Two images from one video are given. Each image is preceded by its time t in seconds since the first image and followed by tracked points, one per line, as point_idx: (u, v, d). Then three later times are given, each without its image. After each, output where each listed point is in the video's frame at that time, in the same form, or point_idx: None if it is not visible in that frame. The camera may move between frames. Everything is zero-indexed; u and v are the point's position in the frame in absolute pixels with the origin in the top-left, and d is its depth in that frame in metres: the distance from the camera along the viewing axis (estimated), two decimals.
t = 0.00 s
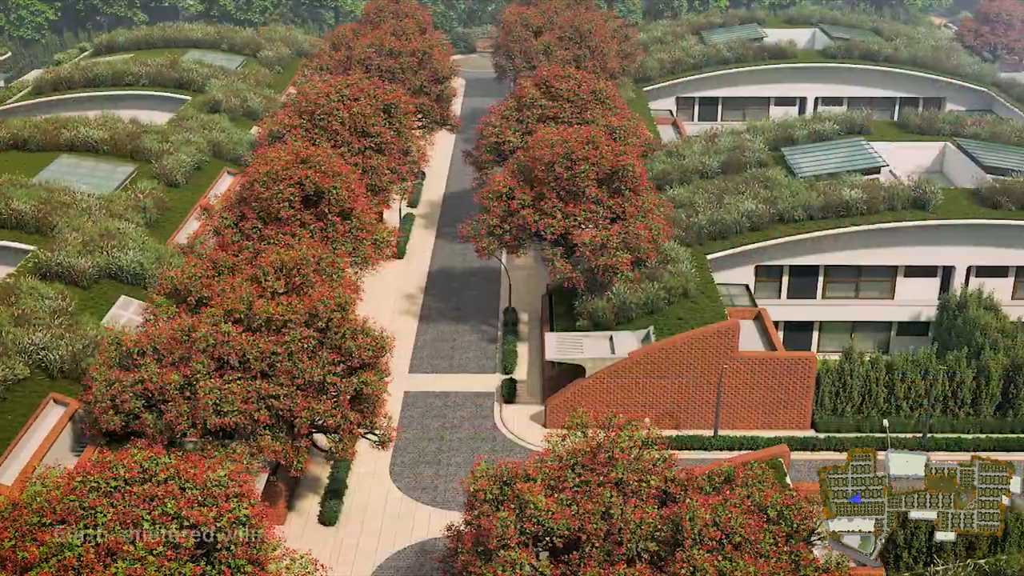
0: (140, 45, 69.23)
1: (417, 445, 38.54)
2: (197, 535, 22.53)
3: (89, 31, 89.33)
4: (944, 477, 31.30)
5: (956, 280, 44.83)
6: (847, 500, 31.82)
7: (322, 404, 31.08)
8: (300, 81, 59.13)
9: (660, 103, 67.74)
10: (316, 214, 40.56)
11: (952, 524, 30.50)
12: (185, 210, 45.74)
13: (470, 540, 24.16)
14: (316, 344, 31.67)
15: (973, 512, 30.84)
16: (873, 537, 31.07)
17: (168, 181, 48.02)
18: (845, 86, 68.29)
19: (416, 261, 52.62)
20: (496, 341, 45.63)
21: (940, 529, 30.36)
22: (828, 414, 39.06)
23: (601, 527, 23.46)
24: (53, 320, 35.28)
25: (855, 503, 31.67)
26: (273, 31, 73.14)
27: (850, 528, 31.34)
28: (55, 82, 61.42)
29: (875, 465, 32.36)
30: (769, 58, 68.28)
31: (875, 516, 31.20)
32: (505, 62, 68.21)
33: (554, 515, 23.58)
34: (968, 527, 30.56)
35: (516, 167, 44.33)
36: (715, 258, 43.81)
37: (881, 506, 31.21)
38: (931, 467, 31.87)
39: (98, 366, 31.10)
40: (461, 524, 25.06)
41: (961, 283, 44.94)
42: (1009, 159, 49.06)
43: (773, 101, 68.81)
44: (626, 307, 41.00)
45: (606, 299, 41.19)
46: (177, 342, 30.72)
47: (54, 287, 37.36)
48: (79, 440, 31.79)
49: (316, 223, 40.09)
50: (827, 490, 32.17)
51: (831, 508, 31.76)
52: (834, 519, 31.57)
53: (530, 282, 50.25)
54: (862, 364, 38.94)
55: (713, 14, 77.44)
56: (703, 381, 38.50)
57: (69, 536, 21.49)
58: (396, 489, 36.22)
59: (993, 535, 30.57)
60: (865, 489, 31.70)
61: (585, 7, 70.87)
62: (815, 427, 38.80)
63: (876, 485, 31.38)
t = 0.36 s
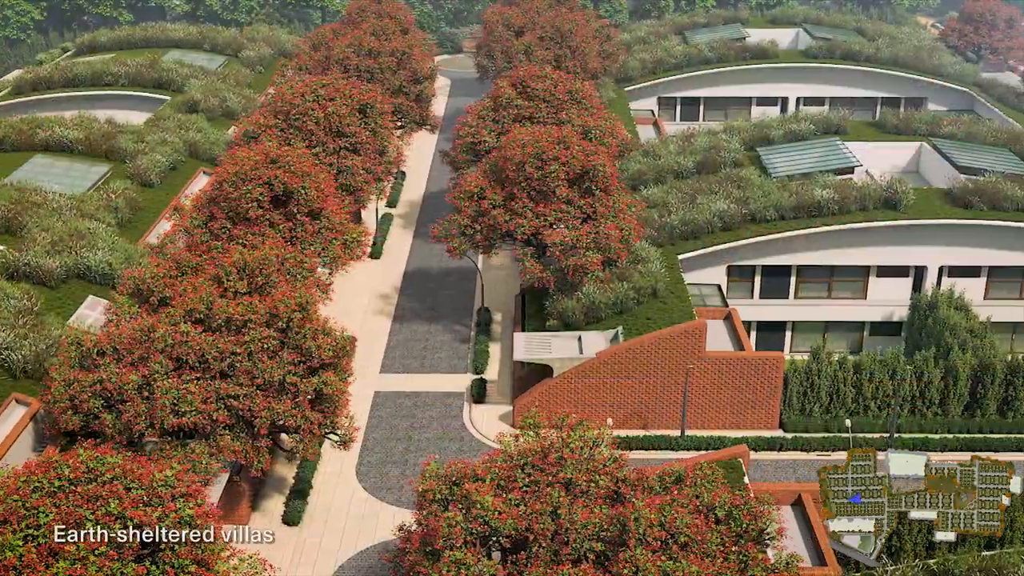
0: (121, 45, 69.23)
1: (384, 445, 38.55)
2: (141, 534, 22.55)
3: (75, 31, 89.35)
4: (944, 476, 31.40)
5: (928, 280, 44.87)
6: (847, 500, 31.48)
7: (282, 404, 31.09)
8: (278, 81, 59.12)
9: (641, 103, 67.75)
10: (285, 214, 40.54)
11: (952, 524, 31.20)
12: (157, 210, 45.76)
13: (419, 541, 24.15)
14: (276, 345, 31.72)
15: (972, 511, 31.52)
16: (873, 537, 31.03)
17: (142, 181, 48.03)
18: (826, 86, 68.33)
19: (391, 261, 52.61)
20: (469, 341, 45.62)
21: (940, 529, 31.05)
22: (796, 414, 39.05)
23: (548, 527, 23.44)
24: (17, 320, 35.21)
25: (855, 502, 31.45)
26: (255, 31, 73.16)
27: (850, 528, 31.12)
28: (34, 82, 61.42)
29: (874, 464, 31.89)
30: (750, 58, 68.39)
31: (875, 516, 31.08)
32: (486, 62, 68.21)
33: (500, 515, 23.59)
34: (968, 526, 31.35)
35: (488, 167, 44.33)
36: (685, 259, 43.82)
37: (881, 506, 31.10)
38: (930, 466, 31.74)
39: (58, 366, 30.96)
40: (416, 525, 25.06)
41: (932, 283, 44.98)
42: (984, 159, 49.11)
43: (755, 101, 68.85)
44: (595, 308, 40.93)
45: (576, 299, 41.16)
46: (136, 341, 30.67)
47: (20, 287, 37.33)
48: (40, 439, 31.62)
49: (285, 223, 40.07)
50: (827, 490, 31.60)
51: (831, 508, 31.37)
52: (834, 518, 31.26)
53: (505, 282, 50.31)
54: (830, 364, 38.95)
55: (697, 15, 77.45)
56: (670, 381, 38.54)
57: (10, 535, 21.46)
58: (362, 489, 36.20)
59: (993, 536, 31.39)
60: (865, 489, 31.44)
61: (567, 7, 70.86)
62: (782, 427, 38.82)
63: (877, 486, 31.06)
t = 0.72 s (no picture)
0: (103, 45, 69.24)
1: (352, 445, 38.56)
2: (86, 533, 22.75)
3: (61, 31, 89.41)
4: (944, 477, 32.50)
5: (900, 280, 44.90)
6: (847, 500, 32.31)
7: (240, 404, 31.12)
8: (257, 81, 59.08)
9: (623, 103, 67.76)
10: (254, 215, 40.56)
11: (952, 524, 31.89)
12: (130, 210, 45.77)
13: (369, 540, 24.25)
14: (236, 345, 31.74)
15: (973, 512, 32.10)
16: (873, 537, 31.56)
17: (116, 181, 48.04)
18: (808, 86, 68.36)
19: (368, 262, 52.61)
20: (441, 341, 45.63)
21: (940, 529, 31.79)
22: (763, 414, 39.06)
23: (495, 527, 23.46)
24: None
25: (855, 503, 32.20)
26: (238, 31, 73.19)
27: (850, 528, 31.62)
28: (14, 81, 61.44)
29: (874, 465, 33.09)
30: (732, 58, 68.39)
31: (875, 516, 31.75)
32: (468, 62, 68.20)
33: (446, 514, 23.58)
34: (968, 527, 31.89)
35: (460, 167, 44.32)
36: (656, 259, 43.85)
37: (881, 506, 31.84)
38: (931, 466, 32.94)
39: (16, 364, 30.70)
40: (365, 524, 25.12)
41: (904, 283, 45.03)
42: (958, 159, 49.10)
43: (736, 101, 68.87)
44: (564, 308, 40.92)
45: (545, 299, 41.15)
46: (95, 341, 30.35)
47: None
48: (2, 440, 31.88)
49: (253, 223, 40.14)
50: (828, 491, 32.52)
51: (832, 508, 31.94)
52: (835, 519, 31.78)
53: (480, 282, 50.33)
54: (798, 364, 38.95)
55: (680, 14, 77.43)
56: (638, 381, 38.54)
57: None
58: (328, 489, 36.19)
59: (994, 536, 31.84)
60: (865, 489, 32.35)
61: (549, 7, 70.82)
62: (749, 428, 38.83)
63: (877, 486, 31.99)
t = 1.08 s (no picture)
0: (84, 45, 69.26)
1: (319, 445, 38.56)
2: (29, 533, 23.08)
3: (48, 31, 89.50)
4: (944, 476, 31.40)
5: (872, 280, 44.92)
6: (847, 500, 31.03)
7: (200, 404, 31.11)
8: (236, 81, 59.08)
9: (604, 104, 67.77)
10: (224, 214, 40.54)
11: (952, 524, 31.57)
12: (102, 210, 45.79)
13: (316, 538, 24.31)
14: (196, 344, 31.75)
15: (973, 512, 31.48)
16: (872, 537, 31.25)
17: (90, 181, 48.06)
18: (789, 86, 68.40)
19: (345, 262, 52.58)
20: (414, 341, 45.65)
21: (940, 529, 31.66)
22: (731, 414, 39.03)
23: (443, 527, 23.48)
24: None
25: (856, 503, 31.10)
26: (221, 31, 73.21)
27: (850, 528, 31.02)
28: None
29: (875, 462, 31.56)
30: (713, 58, 68.43)
31: (876, 516, 31.07)
32: (449, 63, 68.22)
33: (392, 514, 23.59)
34: (968, 526, 31.45)
35: (432, 167, 44.33)
36: (627, 259, 43.86)
37: (881, 506, 31.02)
38: (932, 465, 31.48)
39: None
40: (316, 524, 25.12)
41: (876, 283, 45.05)
42: (933, 159, 49.11)
43: (718, 101, 68.88)
44: (533, 309, 40.93)
45: (515, 299, 41.14)
46: (54, 340, 30.34)
47: None
48: None
49: (222, 223, 40.12)
50: (828, 491, 31.07)
51: (832, 508, 30.95)
52: (834, 519, 31.00)
53: (455, 282, 50.32)
54: (766, 364, 38.94)
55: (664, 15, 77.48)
56: (605, 381, 38.54)
57: None
58: (293, 489, 36.13)
59: (993, 535, 31.54)
60: (866, 489, 30.96)
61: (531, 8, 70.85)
62: (717, 428, 38.82)
63: (877, 488, 30.59)
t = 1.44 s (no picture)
0: (66, 45, 69.24)
1: (287, 445, 38.55)
2: None
3: (33, 31, 89.46)
4: (943, 476, 30.33)
5: (844, 280, 44.94)
6: (848, 500, 30.39)
7: (160, 403, 31.10)
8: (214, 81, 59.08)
9: (586, 104, 67.78)
10: (193, 214, 40.55)
11: (951, 524, 30.78)
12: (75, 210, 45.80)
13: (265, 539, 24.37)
14: (156, 344, 31.75)
15: (972, 512, 30.53)
16: (873, 537, 30.32)
17: (64, 180, 48.07)
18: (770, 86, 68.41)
19: (322, 262, 52.57)
20: (386, 341, 45.65)
21: (939, 529, 30.88)
22: (699, 414, 39.06)
23: (390, 527, 23.49)
24: None
25: (855, 502, 30.39)
26: (203, 31, 73.22)
27: (850, 529, 30.57)
28: None
29: (876, 464, 30.12)
30: (694, 58, 68.45)
31: (876, 517, 30.12)
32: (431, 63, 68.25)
33: (338, 515, 23.60)
34: (967, 526, 30.59)
35: (404, 167, 44.33)
36: (598, 259, 43.89)
37: (881, 506, 30.01)
38: (930, 464, 30.32)
39: None
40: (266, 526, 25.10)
41: (848, 283, 45.07)
42: (907, 159, 49.11)
43: (700, 101, 68.86)
44: (502, 309, 40.92)
45: (484, 300, 41.12)
46: (14, 341, 30.46)
47: None
48: None
49: (191, 223, 40.11)
50: (827, 491, 30.58)
51: (831, 508, 30.67)
52: (833, 519, 30.73)
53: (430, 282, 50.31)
54: (733, 364, 38.95)
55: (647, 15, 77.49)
56: (573, 381, 38.59)
57: None
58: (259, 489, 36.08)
59: (993, 534, 30.51)
60: (866, 489, 30.11)
61: (513, 8, 70.86)
62: (685, 428, 38.85)
63: (876, 489, 29.69)
